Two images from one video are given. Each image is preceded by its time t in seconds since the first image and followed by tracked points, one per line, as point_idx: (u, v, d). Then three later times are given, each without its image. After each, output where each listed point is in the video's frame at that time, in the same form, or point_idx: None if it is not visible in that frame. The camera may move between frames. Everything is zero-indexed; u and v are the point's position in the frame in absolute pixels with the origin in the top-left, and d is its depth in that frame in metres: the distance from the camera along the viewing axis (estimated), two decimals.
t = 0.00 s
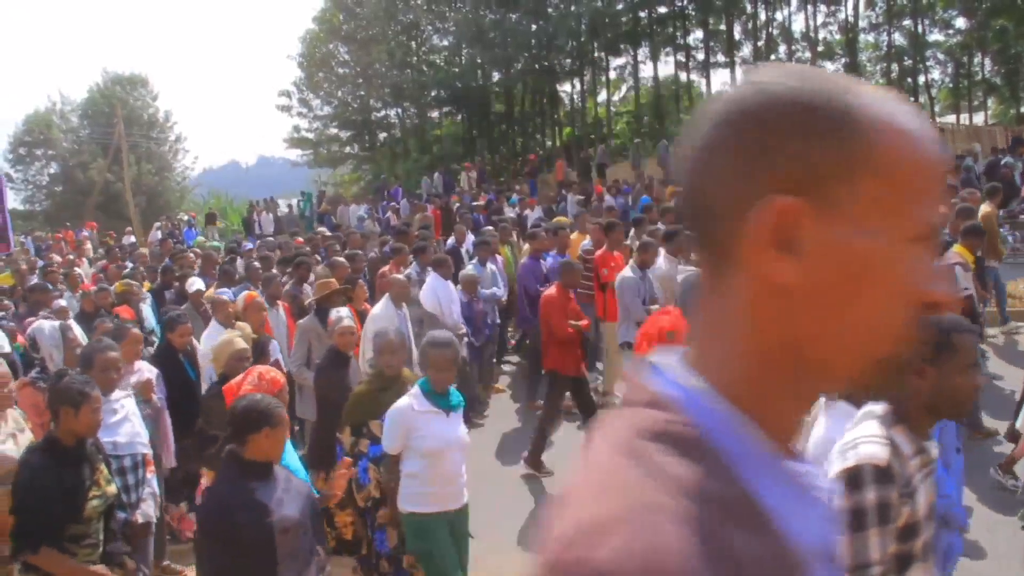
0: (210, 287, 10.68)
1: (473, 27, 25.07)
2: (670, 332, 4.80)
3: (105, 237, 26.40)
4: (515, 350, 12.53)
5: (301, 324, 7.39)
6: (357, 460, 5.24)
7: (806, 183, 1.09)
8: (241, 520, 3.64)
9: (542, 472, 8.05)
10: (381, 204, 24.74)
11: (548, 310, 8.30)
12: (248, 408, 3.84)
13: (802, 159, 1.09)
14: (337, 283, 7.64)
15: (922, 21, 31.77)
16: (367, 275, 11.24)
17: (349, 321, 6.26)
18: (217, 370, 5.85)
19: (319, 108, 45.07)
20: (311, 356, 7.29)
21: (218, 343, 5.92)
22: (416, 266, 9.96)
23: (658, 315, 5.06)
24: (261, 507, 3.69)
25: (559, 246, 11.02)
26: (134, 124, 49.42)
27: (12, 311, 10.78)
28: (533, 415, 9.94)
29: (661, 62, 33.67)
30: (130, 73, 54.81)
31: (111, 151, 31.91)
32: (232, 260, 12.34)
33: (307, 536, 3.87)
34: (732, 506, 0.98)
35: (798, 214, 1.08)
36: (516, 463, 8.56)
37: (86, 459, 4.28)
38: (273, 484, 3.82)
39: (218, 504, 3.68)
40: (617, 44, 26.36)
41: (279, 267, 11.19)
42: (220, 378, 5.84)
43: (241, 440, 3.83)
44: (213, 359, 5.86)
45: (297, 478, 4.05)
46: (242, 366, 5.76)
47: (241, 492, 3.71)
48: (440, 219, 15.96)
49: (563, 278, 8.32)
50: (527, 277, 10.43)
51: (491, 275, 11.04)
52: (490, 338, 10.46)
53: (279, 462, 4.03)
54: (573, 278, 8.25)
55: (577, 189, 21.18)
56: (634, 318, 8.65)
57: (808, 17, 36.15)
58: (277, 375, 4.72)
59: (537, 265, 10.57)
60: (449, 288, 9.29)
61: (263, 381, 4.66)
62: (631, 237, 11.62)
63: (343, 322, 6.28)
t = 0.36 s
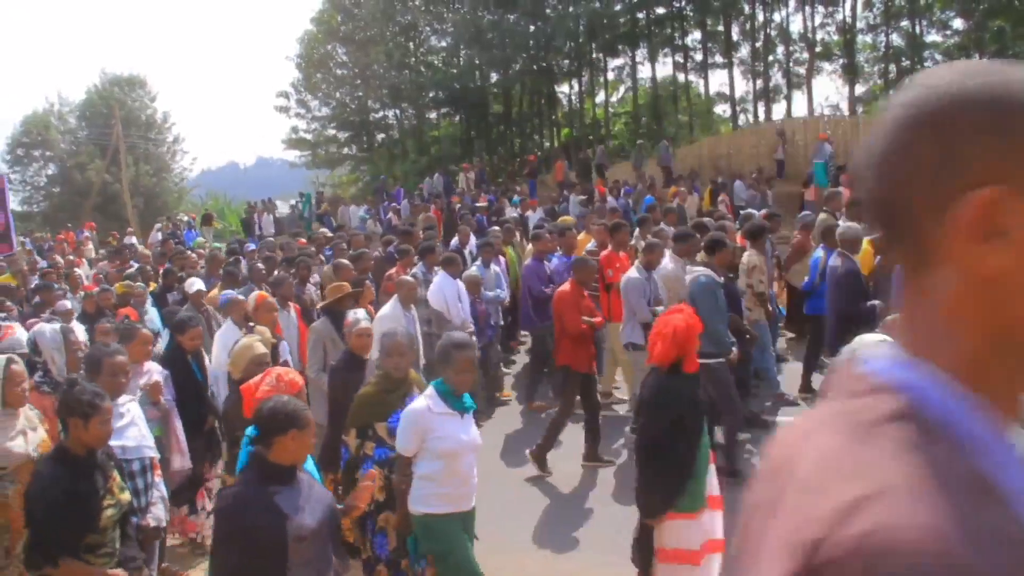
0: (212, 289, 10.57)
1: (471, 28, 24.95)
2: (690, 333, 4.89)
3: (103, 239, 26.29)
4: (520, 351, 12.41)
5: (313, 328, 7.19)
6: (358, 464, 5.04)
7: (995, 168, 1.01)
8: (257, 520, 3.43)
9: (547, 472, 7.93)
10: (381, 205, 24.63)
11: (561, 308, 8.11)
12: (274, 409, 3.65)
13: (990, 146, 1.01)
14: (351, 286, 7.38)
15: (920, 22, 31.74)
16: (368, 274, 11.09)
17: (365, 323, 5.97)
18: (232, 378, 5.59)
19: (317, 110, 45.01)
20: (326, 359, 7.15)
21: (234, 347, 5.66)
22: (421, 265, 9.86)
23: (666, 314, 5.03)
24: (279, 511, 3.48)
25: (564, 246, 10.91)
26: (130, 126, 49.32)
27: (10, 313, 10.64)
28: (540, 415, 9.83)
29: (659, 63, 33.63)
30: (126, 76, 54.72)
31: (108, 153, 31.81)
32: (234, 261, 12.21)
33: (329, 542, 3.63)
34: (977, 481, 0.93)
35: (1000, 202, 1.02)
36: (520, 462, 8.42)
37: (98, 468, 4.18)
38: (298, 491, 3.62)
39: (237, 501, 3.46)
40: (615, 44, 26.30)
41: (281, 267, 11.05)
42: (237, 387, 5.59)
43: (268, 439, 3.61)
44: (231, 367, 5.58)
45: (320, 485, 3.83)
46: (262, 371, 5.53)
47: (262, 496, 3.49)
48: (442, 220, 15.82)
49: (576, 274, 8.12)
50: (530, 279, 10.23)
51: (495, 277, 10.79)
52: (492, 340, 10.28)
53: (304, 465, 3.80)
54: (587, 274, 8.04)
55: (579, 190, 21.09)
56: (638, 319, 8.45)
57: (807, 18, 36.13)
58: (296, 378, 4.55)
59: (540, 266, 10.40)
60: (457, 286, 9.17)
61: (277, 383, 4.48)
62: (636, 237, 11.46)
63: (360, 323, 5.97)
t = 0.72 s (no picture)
0: (217, 290, 10.69)
1: (469, 28, 25.02)
2: (703, 333, 4.81)
3: (104, 239, 26.38)
4: (524, 351, 12.58)
5: (329, 325, 7.35)
6: (369, 466, 5.17)
7: None
8: (292, 513, 3.50)
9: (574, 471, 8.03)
10: (381, 205, 24.73)
11: (570, 306, 8.24)
12: (315, 403, 3.74)
13: None
14: (368, 284, 7.56)
15: (918, 23, 31.85)
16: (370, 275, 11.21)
17: (383, 320, 6.09)
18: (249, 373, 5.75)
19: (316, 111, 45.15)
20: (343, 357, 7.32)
21: (256, 344, 5.87)
22: (428, 266, 9.96)
23: (683, 313, 4.96)
24: (314, 506, 3.55)
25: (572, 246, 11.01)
26: (130, 127, 49.56)
27: (16, 313, 10.71)
28: (544, 415, 10.02)
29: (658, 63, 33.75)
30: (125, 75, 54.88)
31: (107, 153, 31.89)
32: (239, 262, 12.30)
33: (359, 540, 3.71)
34: None
35: None
36: (529, 463, 8.55)
37: (110, 474, 4.26)
38: (333, 486, 3.70)
39: (271, 493, 3.53)
40: (614, 45, 26.41)
41: (286, 267, 11.14)
42: (254, 381, 5.75)
43: (307, 434, 3.68)
44: (251, 359, 5.81)
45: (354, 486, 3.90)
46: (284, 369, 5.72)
47: (299, 490, 3.56)
48: (443, 221, 15.93)
49: (586, 272, 8.22)
50: (537, 279, 10.30)
51: (501, 277, 10.94)
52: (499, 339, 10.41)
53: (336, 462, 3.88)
54: (598, 272, 8.13)
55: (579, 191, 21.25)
56: (650, 321, 8.65)
57: (805, 18, 36.24)
58: (326, 376, 4.68)
59: (546, 267, 10.48)
60: (464, 286, 9.29)
61: (301, 377, 4.60)
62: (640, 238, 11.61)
63: (380, 321, 6.10)
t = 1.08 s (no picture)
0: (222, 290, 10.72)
1: (469, 28, 25.02)
2: (728, 335, 4.72)
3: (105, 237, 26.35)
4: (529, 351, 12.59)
5: (342, 323, 7.41)
6: (388, 470, 5.14)
7: None
8: (321, 503, 3.52)
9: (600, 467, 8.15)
10: (382, 204, 24.73)
11: (578, 305, 8.21)
12: (344, 395, 3.75)
13: None
14: (382, 283, 7.57)
15: (917, 24, 31.89)
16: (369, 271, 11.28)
17: (395, 318, 6.14)
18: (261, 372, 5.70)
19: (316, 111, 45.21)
20: (353, 355, 7.36)
21: (272, 345, 5.77)
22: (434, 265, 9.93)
23: (705, 316, 4.88)
24: (344, 498, 3.57)
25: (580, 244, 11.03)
26: (130, 127, 49.64)
27: (20, 313, 10.70)
28: (550, 416, 10.04)
29: (658, 64, 33.77)
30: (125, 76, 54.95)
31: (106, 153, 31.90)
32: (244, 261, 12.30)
33: (391, 529, 3.74)
34: None
35: None
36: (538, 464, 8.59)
37: (116, 474, 4.20)
38: (361, 480, 3.71)
39: (300, 485, 3.55)
40: (614, 45, 26.44)
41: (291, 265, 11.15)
42: (268, 381, 5.71)
43: (335, 426, 3.71)
44: (265, 360, 5.68)
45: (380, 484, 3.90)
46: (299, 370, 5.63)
47: (329, 480, 3.58)
48: (447, 221, 15.96)
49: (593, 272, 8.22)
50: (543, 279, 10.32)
51: (507, 277, 11.00)
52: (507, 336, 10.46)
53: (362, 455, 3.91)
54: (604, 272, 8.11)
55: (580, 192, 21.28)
56: (664, 322, 8.70)
57: (805, 19, 36.27)
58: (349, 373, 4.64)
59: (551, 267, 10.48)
60: (472, 287, 9.36)
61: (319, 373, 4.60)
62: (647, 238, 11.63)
63: (392, 319, 6.15)
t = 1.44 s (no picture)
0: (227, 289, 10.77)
1: (468, 28, 25.03)
2: (752, 334, 4.76)
3: (105, 237, 26.42)
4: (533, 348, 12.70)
5: (348, 323, 7.45)
6: (412, 467, 5.18)
7: None
8: (338, 500, 3.54)
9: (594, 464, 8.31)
10: (383, 203, 24.79)
11: (583, 307, 8.24)
12: (360, 394, 3.79)
13: None
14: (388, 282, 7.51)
15: (915, 24, 31.93)
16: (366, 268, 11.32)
17: (404, 320, 6.18)
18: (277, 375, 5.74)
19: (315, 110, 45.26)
20: (357, 354, 7.38)
21: (288, 346, 5.85)
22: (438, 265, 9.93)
23: (732, 316, 4.93)
24: (359, 496, 3.59)
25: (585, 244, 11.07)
26: (128, 127, 49.70)
27: (25, 313, 10.77)
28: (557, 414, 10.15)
29: (656, 64, 33.84)
30: (124, 74, 55.04)
31: (106, 151, 31.96)
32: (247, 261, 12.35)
33: (405, 527, 3.75)
34: None
35: None
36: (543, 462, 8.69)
37: (124, 477, 4.23)
38: (374, 478, 3.73)
39: (314, 483, 3.58)
40: (612, 45, 26.46)
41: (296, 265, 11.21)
42: (282, 382, 5.77)
43: (351, 424, 3.74)
44: (281, 363, 5.75)
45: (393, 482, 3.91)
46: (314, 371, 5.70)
47: (344, 477, 3.61)
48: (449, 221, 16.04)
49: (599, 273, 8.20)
50: (546, 279, 10.37)
51: (511, 276, 11.04)
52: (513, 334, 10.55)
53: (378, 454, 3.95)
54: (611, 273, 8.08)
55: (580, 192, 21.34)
56: (672, 322, 8.81)
57: (803, 19, 36.32)
58: (357, 372, 4.65)
59: (554, 265, 10.50)
60: (481, 287, 9.38)
61: (329, 375, 4.63)
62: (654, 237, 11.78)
63: (400, 320, 6.18)
